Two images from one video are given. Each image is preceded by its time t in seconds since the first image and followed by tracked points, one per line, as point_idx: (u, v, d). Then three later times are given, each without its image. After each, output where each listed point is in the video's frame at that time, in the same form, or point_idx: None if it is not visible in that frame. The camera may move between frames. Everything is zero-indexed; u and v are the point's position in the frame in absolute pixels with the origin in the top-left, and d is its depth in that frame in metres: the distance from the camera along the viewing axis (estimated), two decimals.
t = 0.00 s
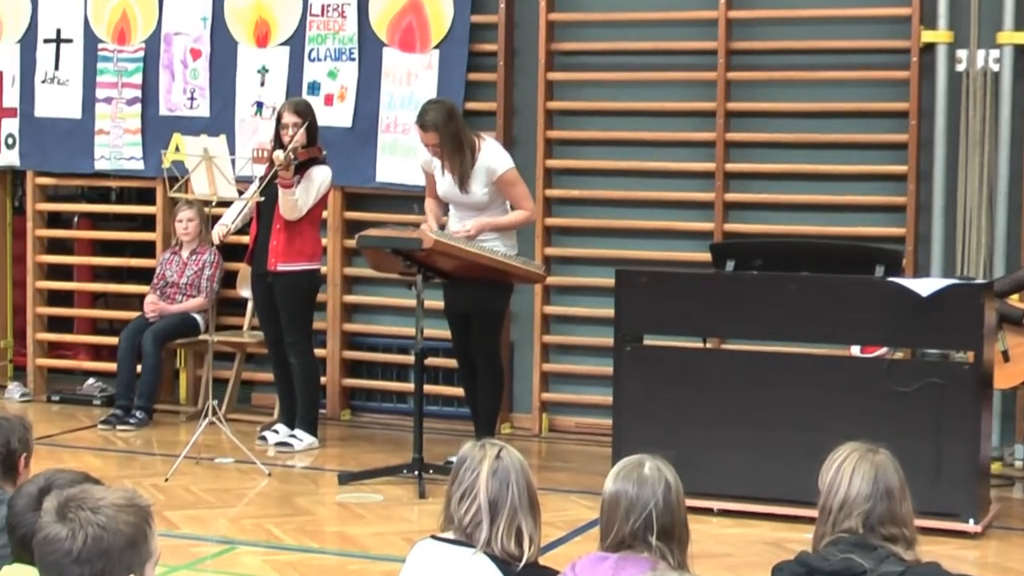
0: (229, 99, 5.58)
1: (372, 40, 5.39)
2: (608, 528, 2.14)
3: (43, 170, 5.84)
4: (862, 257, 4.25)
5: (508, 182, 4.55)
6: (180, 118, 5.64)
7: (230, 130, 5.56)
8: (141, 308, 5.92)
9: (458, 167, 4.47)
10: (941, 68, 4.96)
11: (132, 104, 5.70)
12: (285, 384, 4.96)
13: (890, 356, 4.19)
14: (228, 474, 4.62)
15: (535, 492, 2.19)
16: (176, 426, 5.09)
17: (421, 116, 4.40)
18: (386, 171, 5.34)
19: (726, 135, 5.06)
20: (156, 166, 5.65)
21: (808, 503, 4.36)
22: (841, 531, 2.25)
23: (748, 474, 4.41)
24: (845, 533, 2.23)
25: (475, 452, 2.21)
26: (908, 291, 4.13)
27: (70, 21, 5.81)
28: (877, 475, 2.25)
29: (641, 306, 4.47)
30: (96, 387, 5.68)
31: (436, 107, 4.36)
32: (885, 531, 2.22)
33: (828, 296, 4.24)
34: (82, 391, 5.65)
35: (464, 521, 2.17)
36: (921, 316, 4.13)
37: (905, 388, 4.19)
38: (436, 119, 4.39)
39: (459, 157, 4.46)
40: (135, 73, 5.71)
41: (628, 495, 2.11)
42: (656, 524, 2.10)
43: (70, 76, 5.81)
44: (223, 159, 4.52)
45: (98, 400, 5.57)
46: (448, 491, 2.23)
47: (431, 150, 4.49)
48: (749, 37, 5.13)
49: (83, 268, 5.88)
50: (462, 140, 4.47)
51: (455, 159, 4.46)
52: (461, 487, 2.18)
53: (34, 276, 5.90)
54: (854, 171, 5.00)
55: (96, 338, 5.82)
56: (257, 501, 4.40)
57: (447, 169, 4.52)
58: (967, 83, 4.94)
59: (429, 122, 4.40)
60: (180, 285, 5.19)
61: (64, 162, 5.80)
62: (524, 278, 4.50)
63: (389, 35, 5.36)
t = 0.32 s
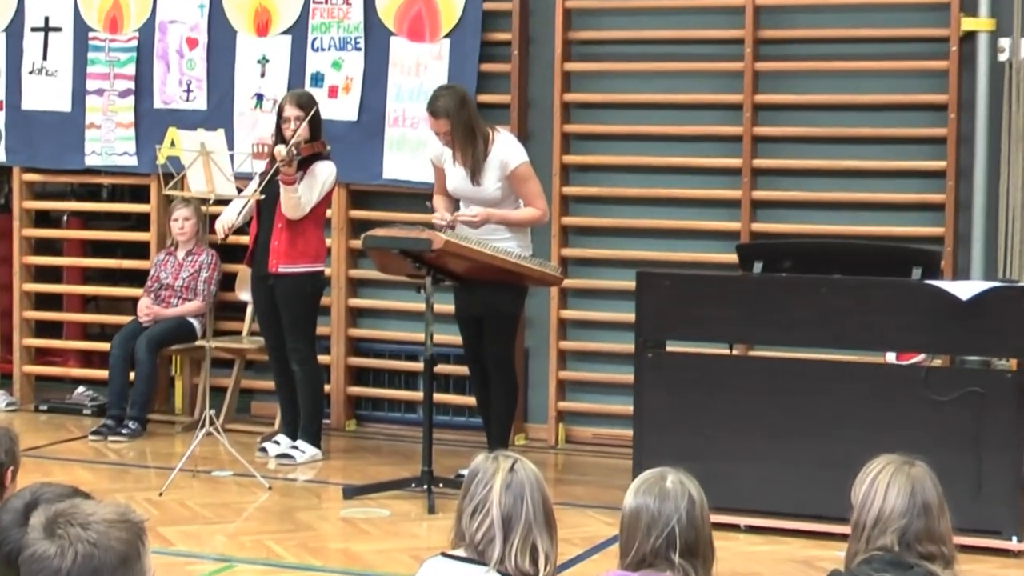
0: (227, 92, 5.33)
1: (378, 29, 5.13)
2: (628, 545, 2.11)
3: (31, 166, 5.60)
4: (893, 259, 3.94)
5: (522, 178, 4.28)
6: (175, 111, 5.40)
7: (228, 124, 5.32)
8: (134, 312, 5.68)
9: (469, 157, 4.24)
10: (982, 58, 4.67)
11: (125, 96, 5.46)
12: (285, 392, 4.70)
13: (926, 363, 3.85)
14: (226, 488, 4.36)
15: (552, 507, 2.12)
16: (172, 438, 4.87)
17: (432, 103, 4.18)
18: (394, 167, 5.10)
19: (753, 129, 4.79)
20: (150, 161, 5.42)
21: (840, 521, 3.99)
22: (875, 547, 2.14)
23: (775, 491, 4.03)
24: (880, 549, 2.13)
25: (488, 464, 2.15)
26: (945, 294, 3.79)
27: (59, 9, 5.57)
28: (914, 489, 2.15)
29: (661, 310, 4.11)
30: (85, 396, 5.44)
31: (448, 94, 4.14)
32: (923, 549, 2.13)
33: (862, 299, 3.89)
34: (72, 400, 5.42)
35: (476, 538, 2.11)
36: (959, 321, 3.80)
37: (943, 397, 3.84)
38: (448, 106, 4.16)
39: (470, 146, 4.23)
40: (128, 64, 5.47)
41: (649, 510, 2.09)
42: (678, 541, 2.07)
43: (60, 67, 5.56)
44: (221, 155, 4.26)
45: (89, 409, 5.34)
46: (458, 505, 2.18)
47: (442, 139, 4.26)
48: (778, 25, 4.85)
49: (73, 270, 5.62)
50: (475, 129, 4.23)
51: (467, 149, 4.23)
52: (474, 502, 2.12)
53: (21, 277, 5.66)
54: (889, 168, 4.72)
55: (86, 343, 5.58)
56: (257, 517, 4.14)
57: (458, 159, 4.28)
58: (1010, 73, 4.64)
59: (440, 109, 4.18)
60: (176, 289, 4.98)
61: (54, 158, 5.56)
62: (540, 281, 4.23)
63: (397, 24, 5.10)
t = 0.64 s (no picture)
0: (217, 83, 5.10)
1: (378, 17, 4.90)
2: (642, 564, 1.90)
3: (11, 162, 5.36)
4: (925, 260, 3.64)
5: (531, 172, 4.03)
6: (161, 104, 5.17)
7: (218, 118, 5.10)
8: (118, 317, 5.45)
9: (476, 148, 3.98)
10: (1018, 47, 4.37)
11: (109, 88, 5.22)
12: (279, 400, 4.45)
13: (959, 371, 3.58)
14: (217, 503, 4.12)
15: (562, 525, 1.96)
16: (159, 449, 4.66)
17: (436, 90, 3.94)
18: (394, 163, 4.86)
19: (774, 122, 4.53)
20: (136, 157, 5.19)
21: (868, 540, 3.70)
22: (904, 568, 1.96)
23: (798, 508, 3.74)
24: (910, 570, 1.95)
25: (494, 477, 1.99)
26: (978, 297, 3.52)
27: None
28: (945, 505, 1.97)
29: (677, 315, 3.81)
30: (67, 406, 5.21)
31: (453, 79, 3.91)
32: (955, 568, 1.94)
33: (892, 304, 3.61)
34: (53, 411, 5.19)
35: (481, 556, 1.94)
36: (994, 326, 3.53)
37: (976, 407, 3.57)
38: (453, 93, 3.93)
39: (477, 136, 3.98)
40: (111, 53, 5.23)
41: (664, 528, 1.88)
42: (695, 561, 1.86)
43: (39, 57, 5.31)
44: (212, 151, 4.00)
45: (71, 420, 5.11)
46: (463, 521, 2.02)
47: (447, 130, 4.02)
48: (802, 12, 4.59)
49: (54, 272, 5.40)
50: (482, 118, 3.99)
51: (473, 139, 3.98)
52: (479, 518, 1.97)
53: None
54: (919, 164, 4.46)
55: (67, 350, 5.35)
56: (249, 534, 3.88)
57: (464, 151, 4.03)
58: None
59: (445, 97, 3.94)
60: (163, 292, 4.78)
61: (33, 153, 5.32)
62: (550, 284, 3.98)
63: (398, 11, 4.87)
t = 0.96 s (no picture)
0: (202, 72, 4.89)
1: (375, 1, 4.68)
2: None
3: None
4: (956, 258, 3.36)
5: (538, 165, 3.79)
6: (144, 93, 4.95)
7: (204, 108, 4.88)
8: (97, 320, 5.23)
9: (482, 143, 3.75)
10: None
11: (87, 77, 5.00)
12: (270, 407, 4.22)
13: (993, 379, 3.30)
14: (203, 518, 3.87)
15: (569, 539, 1.75)
16: (141, 459, 4.47)
17: (437, 84, 3.69)
18: (391, 156, 4.64)
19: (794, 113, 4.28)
20: (116, 150, 4.97)
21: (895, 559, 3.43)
22: None
23: (820, 525, 3.46)
24: None
25: (497, 489, 1.77)
26: (1014, 299, 3.24)
27: None
28: (978, 522, 1.75)
29: (690, 317, 3.55)
30: (44, 413, 5.01)
31: (454, 72, 3.67)
32: None
33: (920, 306, 3.34)
34: (29, 419, 4.96)
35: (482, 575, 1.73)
36: None
37: (1012, 417, 3.29)
38: (455, 87, 3.68)
39: (483, 130, 3.74)
40: (90, 40, 5.00)
41: (677, 544, 1.69)
42: None
43: (15, 44, 5.08)
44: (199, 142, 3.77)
45: (47, 430, 4.89)
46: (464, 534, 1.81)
47: (450, 126, 3.77)
48: None
49: (31, 272, 5.19)
50: (486, 111, 3.74)
51: (478, 134, 3.74)
52: (481, 533, 1.75)
53: None
54: (948, 157, 4.21)
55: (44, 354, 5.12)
56: (237, 550, 3.62)
57: (468, 146, 3.79)
58: None
59: (446, 91, 3.69)
60: (146, 293, 4.63)
61: (9, 145, 5.10)
62: (556, 285, 3.71)
63: None
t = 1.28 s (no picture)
0: (191, 61, 4.69)
1: None
2: None
3: None
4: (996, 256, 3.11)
5: (550, 163, 3.55)
6: (130, 83, 4.75)
7: (192, 99, 4.68)
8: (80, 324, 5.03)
9: (491, 143, 3.50)
10: None
11: (69, 66, 4.79)
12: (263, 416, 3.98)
13: None
14: (192, 534, 3.65)
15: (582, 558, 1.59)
16: (127, 473, 4.28)
17: (442, 84, 3.46)
18: (392, 150, 4.42)
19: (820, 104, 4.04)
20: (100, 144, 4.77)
21: None
22: None
23: (851, 545, 3.19)
24: None
25: (505, 505, 1.59)
26: None
27: None
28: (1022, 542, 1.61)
29: (711, 322, 3.29)
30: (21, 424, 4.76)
31: (460, 69, 3.44)
32: None
33: (959, 309, 3.08)
34: (9, 428, 4.75)
35: None
36: None
37: None
38: (461, 86, 3.44)
39: (492, 129, 3.49)
40: (72, 28, 4.80)
41: (696, 563, 1.57)
42: None
43: None
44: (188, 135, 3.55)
45: (26, 441, 4.69)
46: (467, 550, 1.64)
47: (457, 127, 3.53)
48: None
49: (9, 273, 4.97)
50: (495, 109, 3.50)
51: (487, 134, 3.49)
52: (486, 551, 1.58)
53: None
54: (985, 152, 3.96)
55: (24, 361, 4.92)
56: (229, 568, 3.38)
57: (476, 147, 3.54)
58: None
59: (452, 90, 3.45)
60: (132, 296, 4.44)
61: None
62: (567, 288, 3.46)
63: None
